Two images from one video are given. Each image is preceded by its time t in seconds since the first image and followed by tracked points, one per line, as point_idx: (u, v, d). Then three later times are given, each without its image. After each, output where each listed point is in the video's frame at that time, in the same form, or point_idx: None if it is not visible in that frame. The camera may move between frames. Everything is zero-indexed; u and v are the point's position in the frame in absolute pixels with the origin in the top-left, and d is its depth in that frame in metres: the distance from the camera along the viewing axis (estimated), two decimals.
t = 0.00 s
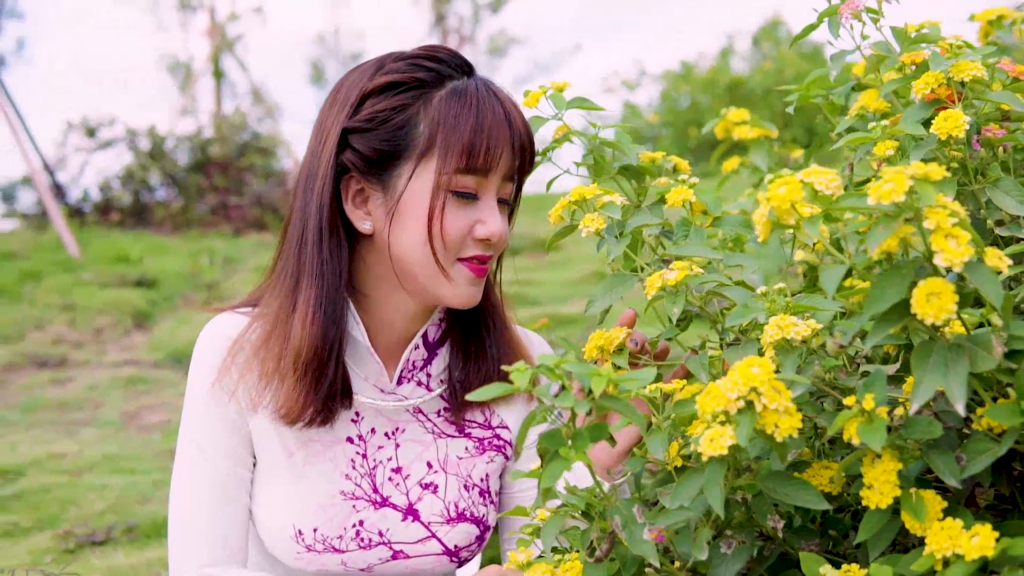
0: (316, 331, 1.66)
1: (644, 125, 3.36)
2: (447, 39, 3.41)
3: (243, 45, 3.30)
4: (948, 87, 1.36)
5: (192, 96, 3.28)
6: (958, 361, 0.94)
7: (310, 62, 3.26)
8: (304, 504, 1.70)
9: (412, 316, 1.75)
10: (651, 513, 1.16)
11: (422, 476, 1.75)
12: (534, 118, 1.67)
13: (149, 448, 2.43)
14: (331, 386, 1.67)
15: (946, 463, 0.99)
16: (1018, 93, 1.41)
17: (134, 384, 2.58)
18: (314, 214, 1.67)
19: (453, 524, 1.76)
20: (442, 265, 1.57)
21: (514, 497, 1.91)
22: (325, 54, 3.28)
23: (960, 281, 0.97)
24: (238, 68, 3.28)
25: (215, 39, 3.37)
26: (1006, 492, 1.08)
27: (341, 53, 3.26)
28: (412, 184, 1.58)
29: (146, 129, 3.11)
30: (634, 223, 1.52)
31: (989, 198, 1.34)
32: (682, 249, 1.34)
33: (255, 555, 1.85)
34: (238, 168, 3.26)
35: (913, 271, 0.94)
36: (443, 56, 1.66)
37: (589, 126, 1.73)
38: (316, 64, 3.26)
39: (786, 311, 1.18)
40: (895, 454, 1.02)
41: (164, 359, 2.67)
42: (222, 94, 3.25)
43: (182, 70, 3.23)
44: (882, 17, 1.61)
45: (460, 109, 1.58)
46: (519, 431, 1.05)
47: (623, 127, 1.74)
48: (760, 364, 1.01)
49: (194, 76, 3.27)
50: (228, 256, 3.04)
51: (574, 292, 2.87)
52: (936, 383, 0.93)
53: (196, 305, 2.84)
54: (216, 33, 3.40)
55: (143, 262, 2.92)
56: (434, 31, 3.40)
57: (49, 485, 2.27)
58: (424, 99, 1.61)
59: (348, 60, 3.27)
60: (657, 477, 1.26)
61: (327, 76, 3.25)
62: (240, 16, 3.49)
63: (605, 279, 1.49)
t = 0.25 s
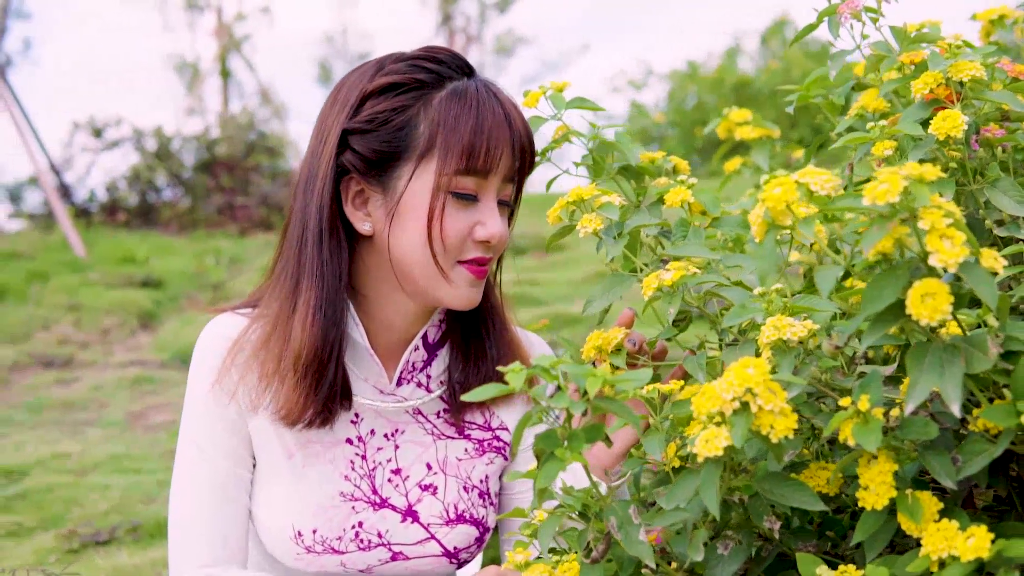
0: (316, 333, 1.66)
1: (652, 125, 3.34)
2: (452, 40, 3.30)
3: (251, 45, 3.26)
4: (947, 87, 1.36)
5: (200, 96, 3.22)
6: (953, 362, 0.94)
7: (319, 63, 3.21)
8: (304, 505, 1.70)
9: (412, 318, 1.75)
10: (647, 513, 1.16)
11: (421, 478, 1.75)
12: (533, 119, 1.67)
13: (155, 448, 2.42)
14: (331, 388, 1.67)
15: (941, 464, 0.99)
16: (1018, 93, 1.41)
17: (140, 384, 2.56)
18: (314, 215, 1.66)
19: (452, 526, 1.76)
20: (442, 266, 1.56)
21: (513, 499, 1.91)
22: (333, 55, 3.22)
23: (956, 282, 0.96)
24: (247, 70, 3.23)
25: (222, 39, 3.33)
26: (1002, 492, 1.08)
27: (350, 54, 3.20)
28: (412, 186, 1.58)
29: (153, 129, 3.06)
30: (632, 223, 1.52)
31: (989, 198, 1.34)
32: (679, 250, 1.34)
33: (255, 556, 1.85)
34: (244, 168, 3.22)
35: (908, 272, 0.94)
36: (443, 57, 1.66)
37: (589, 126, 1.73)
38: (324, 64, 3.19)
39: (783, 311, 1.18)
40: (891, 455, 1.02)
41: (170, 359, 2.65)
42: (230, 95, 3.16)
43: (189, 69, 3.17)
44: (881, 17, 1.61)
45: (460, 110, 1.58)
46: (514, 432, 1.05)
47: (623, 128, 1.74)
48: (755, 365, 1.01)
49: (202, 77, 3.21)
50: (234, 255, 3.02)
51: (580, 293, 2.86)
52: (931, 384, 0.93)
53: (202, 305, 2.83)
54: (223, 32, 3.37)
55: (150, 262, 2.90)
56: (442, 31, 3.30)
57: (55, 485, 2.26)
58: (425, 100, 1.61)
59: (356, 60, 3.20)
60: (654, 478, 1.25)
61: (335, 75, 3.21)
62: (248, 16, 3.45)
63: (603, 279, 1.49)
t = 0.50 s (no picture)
0: (318, 337, 1.66)
1: (662, 126, 3.32)
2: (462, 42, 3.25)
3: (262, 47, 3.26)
4: (945, 90, 1.36)
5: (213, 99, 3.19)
6: (947, 367, 0.94)
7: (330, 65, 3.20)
8: (305, 510, 1.70)
9: (413, 322, 1.74)
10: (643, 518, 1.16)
11: (422, 482, 1.75)
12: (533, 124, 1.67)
13: (162, 450, 2.43)
14: (334, 392, 1.67)
15: (936, 468, 0.99)
16: (1017, 95, 1.41)
17: (149, 386, 2.55)
18: (316, 220, 1.66)
19: (453, 530, 1.76)
20: (444, 271, 1.56)
21: (514, 504, 1.90)
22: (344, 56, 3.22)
23: (952, 287, 0.96)
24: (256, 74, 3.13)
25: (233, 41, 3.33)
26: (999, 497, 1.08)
27: (361, 55, 3.19)
28: (414, 191, 1.58)
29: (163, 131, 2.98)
30: (632, 227, 1.53)
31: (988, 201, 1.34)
32: (678, 254, 1.34)
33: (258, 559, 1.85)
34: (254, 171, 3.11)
35: (902, 277, 0.94)
36: (444, 62, 1.65)
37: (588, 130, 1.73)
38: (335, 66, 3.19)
39: (781, 315, 1.18)
40: (886, 460, 1.02)
41: (179, 361, 2.63)
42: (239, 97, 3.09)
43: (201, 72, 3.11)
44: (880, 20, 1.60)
45: (461, 115, 1.58)
46: (510, 437, 1.05)
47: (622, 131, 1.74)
48: (750, 370, 1.01)
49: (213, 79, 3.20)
50: (244, 257, 2.97)
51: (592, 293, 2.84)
52: (925, 389, 0.93)
53: (211, 307, 2.80)
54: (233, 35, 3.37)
55: (159, 264, 2.86)
56: (451, 35, 3.26)
57: (63, 486, 2.28)
58: (426, 105, 1.61)
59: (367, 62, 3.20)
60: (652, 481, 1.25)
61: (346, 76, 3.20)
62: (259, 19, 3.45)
63: (602, 282, 1.49)
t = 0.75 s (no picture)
0: (318, 340, 1.65)
1: (668, 126, 3.32)
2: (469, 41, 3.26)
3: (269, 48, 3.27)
4: (943, 92, 1.36)
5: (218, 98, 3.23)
6: (943, 370, 0.94)
7: (337, 65, 3.22)
8: (306, 512, 1.69)
9: (414, 326, 1.73)
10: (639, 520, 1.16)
11: (423, 485, 1.74)
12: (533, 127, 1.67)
13: (166, 451, 2.43)
14: (335, 395, 1.66)
15: (933, 472, 0.99)
16: (1016, 97, 1.41)
17: (154, 386, 2.57)
18: (316, 224, 1.65)
19: (453, 533, 1.76)
20: (445, 274, 1.56)
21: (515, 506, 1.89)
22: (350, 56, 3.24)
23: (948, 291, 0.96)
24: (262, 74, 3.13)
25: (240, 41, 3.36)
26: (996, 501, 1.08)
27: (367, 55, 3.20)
28: (414, 194, 1.58)
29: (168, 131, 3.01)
30: (631, 229, 1.53)
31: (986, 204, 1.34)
32: (676, 256, 1.34)
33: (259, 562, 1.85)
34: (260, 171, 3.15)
35: (898, 280, 0.95)
36: (444, 65, 1.65)
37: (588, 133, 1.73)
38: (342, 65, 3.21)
39: (777, 318, 1.18)
40: (883, 462, 1.02)
41: (183, 362, 2.64)
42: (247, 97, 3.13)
43: (208, 73, 3.17)
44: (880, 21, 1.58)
45: (462, 118, 1.57)
46: (506, 440, 1.05)
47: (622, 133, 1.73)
48: (746, 373, 1.01)
49: (219, 79, 3.23)
50: (250, 257, 2.99)
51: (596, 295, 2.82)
52: (922, 393, 0.93)
53: (216, 306, 2.83)
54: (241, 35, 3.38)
55: (164, 265, 2.87)
56: (458, 34, 3.26)
57: (68, 487, 2.27)
58: (426, 108, 1.60)
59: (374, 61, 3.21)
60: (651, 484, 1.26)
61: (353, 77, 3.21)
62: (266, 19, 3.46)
63: (601, 284, 1.49)
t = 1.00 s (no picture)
0: (317, 345, 1.62)
1: (676, 126, 3.29)
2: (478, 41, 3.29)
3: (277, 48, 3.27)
4: (941, 96, 1.36)
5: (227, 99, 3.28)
6: (936, 374, 0.94)
7: (346, 65, 3.22)
8: (306, 514, 1.67)
9: (415, 329, 1.71)
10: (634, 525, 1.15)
11: (422, 488, 1.71)
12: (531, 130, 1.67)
13: (172, 452, 2.43)
14: (334, 400, 1.64)
15: (925, 476, 0.99)
16: (1016, 101, 1.41)
17: (160, 387, 2.57)
18: (316, 227, 1.63)
19: (453, 536, 1.72)
20: (445, 278, 1.53)
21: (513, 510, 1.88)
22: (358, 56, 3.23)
23: (941, 296, 0.96)
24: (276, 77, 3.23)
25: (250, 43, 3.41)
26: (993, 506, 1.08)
27: (377, 56, 3.20)
28: (414, 198, 1.55)
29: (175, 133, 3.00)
30: (629, 231, 1.52)
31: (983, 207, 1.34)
32: (673, 259, 1.34)
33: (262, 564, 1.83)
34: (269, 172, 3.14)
35: (891, 285, 0.95)
36: (444, 69, 1.63)
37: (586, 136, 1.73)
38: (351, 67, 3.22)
39: (773, 321, 1.18)
40: (876, 467, 1.02)
41: (190, 364, 2.66)
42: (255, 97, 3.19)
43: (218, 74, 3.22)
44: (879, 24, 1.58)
45: (462, 122, 1.55)
46: (501, 444, 1.05)
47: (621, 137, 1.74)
48: (740, 378, 1.01)
49: (228, 80, 3.26)
50: (256, 259, 3.00)
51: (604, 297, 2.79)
52: (914, 397, 0.93)
53: (224, 308, 2.84)
54: (250, 37, 3.39)
55: (172, 266, 2.88)
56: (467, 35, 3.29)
57: (73, 488, 2.24)
58: (426, 113, 1.58)
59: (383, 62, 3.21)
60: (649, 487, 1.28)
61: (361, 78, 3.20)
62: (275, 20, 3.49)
63: (599, 287, 1.49)
